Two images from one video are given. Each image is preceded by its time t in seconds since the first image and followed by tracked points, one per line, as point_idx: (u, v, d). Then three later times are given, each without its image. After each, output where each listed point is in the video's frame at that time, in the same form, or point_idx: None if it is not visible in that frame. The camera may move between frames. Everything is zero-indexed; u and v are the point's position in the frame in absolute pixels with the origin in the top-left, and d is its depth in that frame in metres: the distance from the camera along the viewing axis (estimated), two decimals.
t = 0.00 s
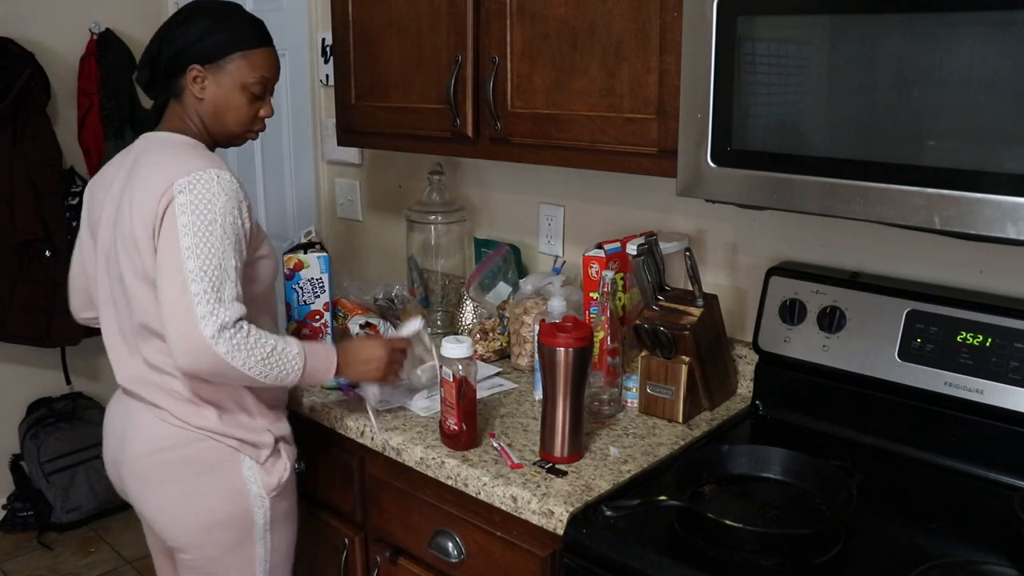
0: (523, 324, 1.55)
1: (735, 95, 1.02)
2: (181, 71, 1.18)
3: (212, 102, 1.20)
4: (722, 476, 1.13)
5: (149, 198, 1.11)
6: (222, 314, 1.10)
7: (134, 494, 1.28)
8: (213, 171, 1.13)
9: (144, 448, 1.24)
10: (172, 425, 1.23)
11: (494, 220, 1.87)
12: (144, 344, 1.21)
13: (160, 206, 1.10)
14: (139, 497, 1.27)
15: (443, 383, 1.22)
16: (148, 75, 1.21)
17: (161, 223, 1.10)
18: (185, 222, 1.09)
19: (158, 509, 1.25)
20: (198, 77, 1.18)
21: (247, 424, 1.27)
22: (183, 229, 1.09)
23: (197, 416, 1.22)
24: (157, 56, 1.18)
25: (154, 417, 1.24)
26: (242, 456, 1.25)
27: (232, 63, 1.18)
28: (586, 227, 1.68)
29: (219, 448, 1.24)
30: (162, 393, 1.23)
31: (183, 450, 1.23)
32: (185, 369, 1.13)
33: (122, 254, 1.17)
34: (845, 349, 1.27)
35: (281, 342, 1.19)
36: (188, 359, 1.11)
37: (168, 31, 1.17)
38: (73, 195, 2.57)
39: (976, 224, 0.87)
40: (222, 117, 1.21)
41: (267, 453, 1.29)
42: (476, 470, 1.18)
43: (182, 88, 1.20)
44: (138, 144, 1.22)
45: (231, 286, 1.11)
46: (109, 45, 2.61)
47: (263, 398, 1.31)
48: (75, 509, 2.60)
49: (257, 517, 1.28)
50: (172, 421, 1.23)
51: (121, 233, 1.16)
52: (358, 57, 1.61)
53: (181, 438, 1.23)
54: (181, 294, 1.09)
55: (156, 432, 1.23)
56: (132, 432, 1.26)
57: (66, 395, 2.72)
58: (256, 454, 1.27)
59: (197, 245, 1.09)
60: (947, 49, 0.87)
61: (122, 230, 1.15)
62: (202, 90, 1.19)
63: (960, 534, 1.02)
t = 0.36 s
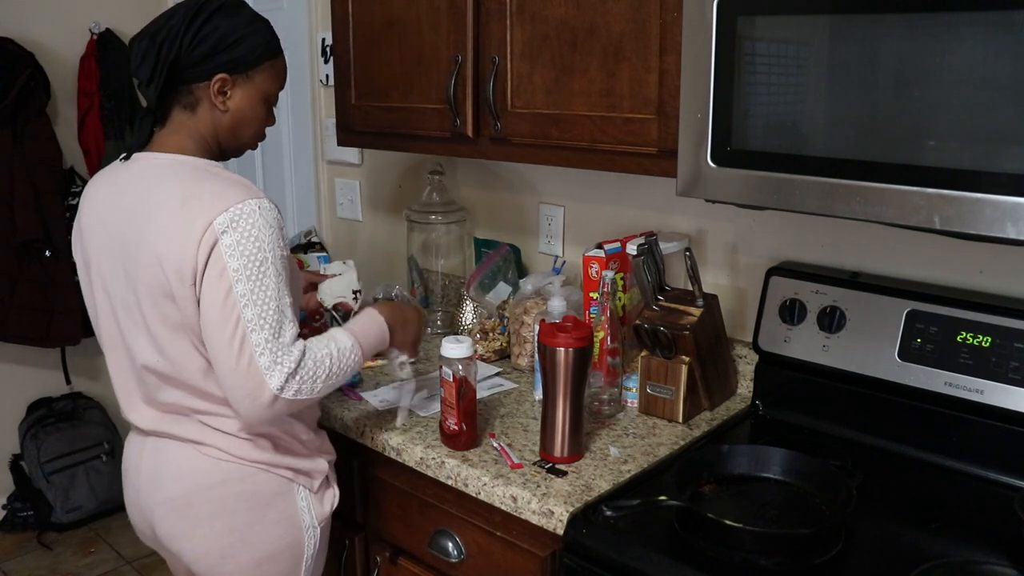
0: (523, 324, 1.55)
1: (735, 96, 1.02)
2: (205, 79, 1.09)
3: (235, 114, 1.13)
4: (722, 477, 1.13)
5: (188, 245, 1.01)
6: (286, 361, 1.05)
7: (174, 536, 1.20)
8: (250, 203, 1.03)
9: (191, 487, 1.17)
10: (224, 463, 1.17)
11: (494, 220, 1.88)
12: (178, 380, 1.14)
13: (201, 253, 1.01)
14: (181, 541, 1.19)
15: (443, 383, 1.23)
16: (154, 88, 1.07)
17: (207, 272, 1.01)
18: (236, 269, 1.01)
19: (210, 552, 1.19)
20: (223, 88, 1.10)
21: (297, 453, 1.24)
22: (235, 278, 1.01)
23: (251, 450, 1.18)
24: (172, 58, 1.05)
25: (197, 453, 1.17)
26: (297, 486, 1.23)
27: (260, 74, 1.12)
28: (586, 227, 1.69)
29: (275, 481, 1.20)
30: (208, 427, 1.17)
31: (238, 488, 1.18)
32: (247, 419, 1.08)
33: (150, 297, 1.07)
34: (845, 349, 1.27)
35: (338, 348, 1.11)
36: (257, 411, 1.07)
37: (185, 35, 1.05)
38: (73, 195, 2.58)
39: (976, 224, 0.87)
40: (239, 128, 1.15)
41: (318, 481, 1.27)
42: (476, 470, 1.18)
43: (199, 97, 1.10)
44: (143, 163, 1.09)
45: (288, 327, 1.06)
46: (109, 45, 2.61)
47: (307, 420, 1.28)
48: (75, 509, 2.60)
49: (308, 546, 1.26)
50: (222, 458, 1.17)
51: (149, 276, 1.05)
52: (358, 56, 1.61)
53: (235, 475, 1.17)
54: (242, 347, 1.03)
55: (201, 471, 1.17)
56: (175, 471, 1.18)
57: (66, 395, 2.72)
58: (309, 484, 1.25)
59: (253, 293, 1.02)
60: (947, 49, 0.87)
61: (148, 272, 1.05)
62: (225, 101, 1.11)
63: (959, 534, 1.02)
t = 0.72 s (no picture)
0: (523, 324, 1.55)
1: (735, 95, 1.02)
2: (220, 87, 1.08)
3: (246, 121, 1.13)
4: (722, 477, 1.13)
5: (188, 251, 1.01)
6: (285, 371, 1.05)
7: (175, 536, 1.20)
8: (252, 212, 1.03)
9: (192, 488, 1.17)
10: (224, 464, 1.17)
11: (494, 220, 1.88)
12: (177, 383, 1.14)
13: (201, 259, 1.01)
14: (182, 541, 1.19)
15: (444, 383, 1.23)
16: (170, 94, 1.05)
17: (207, 280, 1.01)
18: (236, 279, 1.01)
19: (211, 553, 1.19)
20: (237, 96, 1.10)
21: (299, 454, 1.24)
22: (235, 288, 1.01)
23: (251, 451, 1.18)
24: (191, 65, 1.04)
25: (198, 454, 1.18)
26: (299, 487, 1.23)
27: (272, 82, 1.13)
28: (586, 227, 1.69)
29: (276, 482, 1.20)
30: (208, 429, 1.17)
31: (239, 489, 1.18)
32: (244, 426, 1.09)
33: (150, 299, 1.07)
34: (845, 349, 1.27)
35: (332, 352, 1.12)
36: (254, 419, 1.07)
37: (204, 42, 1.04)
38: (73, 195, 2.58)
39: (976, 224, 0.87)
40: (246, 134, 1.15)
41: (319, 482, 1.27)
42: (476, 470, 1.18)
43: (211, 103, 1.10)
44: (146, 165, 1.09)
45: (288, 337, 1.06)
46: (109, 45, 2.61)
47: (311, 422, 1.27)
48: (75, 509, 2.60)
49: (310, 546, 1.26)
50: (221, 461, 1.17)
51: (148, 280, 1.05)
52: (359, 57, 1.61)
53: (236, 476, 1.17)
54: (240, 357, 1.03)
55: (202, 471, 1.17)
56: (176, 472, 1.18)
57: (66, 395, 2.72)
58: (310, 485, 1.25)
59: (253, 303, 1.02)
60: (947, 49, 0.87)
61: (148, 276, 1.05)
62: (236, 109, 1.12)
63: (960, 534, 1.02)
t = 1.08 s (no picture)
0: (523, 324, 1.55)
1: (735, 95, 1.02)
2: (215, 87, 1.08)
3: (242, 119, 1.13)
4: (722, 476, 1.13)
5: (184, 262, 1.01)
6: (296, 377, 1.06)
7: (178, 540, 1.20)
8: (246, 220, 1.03)
9: (194, 493, 1.18)
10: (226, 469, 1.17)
11: (494, 220, 1.88)
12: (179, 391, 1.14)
13: (198, 271, 1.01)
14: (184, 545, 1.20)
15: (443, 383, 1.23)
16: (165, 95, 1.04)
17: (204, 290, 1.01)
18: (237, 289, 1.01)
19: (212, 558, 1.19)
20: (233, 94, 1.10)
21: (302, 460, 1.24)
22: (236, 298, 1.01)
23: (253, 457, 1.18)
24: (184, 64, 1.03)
25: (202, 460, 1.18)
26: (300, 493, 1.23)
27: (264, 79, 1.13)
28: (586, 227, 1.69)
29: (277, 487, 1.20)
30: (211, 434, 1.18)
31: (241, 494, 1.18)
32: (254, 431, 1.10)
33: (150, 309, 1.07)
34: (845, 349, 1.27)
35: (343, 357, 1.13)
36: (268, 423, 1.08)
37: (197, 41, 1.03)
38: (73, 195, 2.58)
39: (976, 224, 0.87)
40: (241, 133, 1.15)
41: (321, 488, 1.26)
42: (476, 470, 1.18)
43: (206, 102, 1.09)
44: (139, 174, 1.09)
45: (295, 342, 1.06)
46: (109, 45, 2.61)
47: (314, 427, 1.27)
48: (75, 509, 2.61)
49: (312, 552, 1.25)
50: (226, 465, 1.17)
51: (147, 291, 1.06)
52: (359, 56, 1.61)
53: (237, 482, 1.18)
54: (250, 367, 1.03)
55: (204, 477, 1.17)
56: (179, 476, 1.18)
57: (65, 395, 2.72)
58: (313, 490, 1.25)
59: (257, 311, 1.03)
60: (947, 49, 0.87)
61: (146, 286, 1.05)
62: (233, 107, 1.11)
63: (959, 534, 1.02)
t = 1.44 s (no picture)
0: (523, 324, 1.55)
1: (735, 95, 1.02)
2: (179, 79, 1.08)
3: (210, 115, 1.11)
4: (722, 476, 1.13)
5: (142, 225, 1.03)
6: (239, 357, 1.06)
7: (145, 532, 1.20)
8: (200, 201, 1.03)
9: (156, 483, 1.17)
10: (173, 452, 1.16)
11: (494, 220, 1.88)
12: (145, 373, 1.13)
13: (158, 244, 1.02)
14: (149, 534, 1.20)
15: (443, 382, 1.23)
16: (132, 89, 1.10)
17: (170, 265, 1.02)
18: (192, 260, 1.01)
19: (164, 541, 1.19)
20: (196, 87, 1.09)
21: (231, 445, 1.20)
22: (191, 264, 1.01)
23: (187, 443, 1.16)
24: (146, 57, 1.07)
25: (149, 450, 1.17)
26: (234, 479, 1.19)
27: (235, 75, 1.10)
28: (586, 227, 1.69)
29: (217, 475, 1.18)
30: (152, 419, 1.16)
31: (172, 479, 1.17)
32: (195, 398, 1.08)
33: (115, 280, 1.07)
34: (845, 349, 1.27)
35: (286, 350, 1.13)
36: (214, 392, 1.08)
37: (160, 39, 1.06)
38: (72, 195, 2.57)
39: (976, 224, 0.87)
40: (218, 128, 1.13)
41: (258, 472, 1.22)
42: (476, 470, 1.18)
43: (176, 95, 1.10)
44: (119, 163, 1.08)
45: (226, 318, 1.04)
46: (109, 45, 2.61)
47: (252, 414, 1.23)
48: (75, 509, 2.61)
49: (259, 542, 1.23)
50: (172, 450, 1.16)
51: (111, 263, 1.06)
52: (359, 56, 1.61)
53: (169, 466, 1.16)
54: (195, 336, 1.03)
55: (166, 467, 1.16)
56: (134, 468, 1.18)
57: (65, 395, 2.72)
58: (252, 479, 1.21)
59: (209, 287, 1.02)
60: (947, 48, 0.87)
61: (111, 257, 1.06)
62: (199, 101, 1.10)
63: (959, 534, 1.02)
